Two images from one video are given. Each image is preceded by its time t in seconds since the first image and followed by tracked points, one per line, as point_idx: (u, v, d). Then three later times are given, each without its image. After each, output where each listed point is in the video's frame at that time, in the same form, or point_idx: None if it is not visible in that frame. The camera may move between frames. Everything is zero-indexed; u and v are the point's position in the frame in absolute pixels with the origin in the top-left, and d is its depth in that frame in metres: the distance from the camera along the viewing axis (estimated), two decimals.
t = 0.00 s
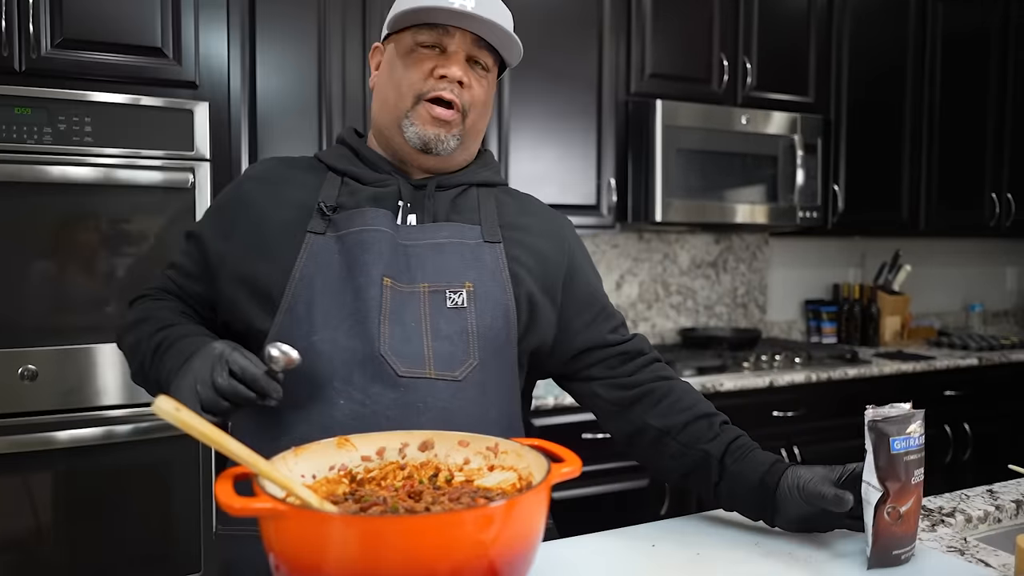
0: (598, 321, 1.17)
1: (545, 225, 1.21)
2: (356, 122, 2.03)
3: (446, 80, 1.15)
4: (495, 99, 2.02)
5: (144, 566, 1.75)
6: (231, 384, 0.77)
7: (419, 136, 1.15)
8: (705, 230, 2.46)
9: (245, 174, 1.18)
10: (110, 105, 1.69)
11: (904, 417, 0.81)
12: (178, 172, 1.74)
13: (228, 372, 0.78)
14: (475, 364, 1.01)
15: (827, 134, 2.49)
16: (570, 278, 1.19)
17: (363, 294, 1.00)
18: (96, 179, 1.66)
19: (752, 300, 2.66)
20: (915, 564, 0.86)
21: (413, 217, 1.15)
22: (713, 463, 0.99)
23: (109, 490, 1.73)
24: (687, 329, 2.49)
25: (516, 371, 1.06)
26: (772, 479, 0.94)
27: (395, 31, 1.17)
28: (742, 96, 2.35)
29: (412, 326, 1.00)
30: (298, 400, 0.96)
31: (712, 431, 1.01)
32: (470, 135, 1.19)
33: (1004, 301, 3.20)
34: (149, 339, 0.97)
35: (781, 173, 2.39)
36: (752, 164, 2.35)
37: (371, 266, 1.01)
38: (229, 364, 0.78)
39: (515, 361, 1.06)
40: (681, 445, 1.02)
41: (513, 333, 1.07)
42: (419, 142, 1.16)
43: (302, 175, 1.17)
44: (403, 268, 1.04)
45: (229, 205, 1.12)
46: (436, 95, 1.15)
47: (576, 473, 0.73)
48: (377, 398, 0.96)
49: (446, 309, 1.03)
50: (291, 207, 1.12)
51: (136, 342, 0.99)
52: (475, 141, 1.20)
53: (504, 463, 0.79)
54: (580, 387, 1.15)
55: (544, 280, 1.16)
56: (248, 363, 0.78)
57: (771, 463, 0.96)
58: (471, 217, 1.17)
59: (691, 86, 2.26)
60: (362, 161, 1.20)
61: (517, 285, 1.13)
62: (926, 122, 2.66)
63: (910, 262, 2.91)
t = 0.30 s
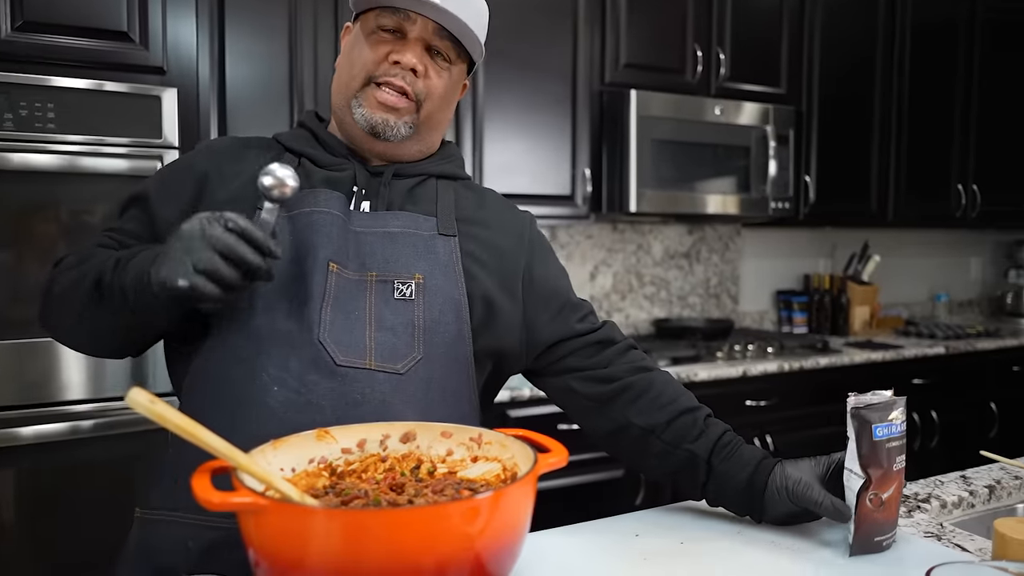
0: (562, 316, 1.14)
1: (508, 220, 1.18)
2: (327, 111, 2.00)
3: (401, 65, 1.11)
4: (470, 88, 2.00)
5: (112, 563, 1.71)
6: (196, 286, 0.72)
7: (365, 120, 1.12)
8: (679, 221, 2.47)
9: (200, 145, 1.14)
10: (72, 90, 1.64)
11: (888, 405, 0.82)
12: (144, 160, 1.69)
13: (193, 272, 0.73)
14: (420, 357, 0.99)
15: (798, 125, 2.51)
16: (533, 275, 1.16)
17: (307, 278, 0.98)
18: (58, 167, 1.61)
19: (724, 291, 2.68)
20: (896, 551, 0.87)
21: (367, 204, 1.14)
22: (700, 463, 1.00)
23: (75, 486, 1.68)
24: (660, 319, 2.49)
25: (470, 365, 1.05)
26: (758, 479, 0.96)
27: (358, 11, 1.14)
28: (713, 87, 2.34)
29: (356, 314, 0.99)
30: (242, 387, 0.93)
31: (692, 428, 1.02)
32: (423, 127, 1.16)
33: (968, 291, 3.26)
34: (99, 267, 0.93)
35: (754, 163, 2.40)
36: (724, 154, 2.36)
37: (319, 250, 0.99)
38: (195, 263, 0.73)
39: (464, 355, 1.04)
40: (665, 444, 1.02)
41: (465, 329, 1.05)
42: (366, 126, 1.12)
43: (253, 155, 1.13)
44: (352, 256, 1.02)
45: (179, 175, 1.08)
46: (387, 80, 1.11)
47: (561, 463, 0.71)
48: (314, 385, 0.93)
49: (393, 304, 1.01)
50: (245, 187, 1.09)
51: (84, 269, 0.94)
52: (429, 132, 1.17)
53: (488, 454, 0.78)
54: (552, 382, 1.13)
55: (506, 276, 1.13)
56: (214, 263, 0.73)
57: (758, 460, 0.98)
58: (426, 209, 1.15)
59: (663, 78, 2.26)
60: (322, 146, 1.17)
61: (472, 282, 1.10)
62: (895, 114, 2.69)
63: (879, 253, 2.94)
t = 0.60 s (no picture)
0: (553, 308, 1.19)
1: (503, 213, 1.22)
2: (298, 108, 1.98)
3: (420, 75, 1.10)
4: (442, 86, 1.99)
5: (80, 565, 1.69)
6: (233, 331, 0.75)
7: (385, 128, 1.12)
8: (652, 219, 2.48)
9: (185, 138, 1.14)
10: (38, 86, 1.61)
11: (856, 402, 0.82)
12: (111, 156, 1.67)
13: (228, 315, 0.76)
14: (433, 350, 1.05)
15: (771, 123, 2.52)
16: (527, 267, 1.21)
17: (319, 274, 1.02)
18: (22, 164, 1.58)
19: (698, 288, 2.69)
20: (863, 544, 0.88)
21: (368, 197, 1.15)
22: (681, 455, 1.01)
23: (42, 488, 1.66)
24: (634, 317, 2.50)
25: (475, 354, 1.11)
26: (738, 471, 0.95)
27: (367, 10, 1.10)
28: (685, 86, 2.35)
29: (369, 309, 1.03)
30: (266, 379, 0.98)
31: (677, 421, 1.02)
32: (436, 127, 1.17)
33: (937, 288, 3.30)
34: (101, 304, 0.92)
35: (726, 162, 2.41)
36: (697, 153, 2.37)
37: (327, 246, 1.03)
38: (229, 307, 0.76)
39: (472, 343, 1.10)
40: (648, 436, 1.03)
41: (472, 318, 1.11)
42: (385, 132, 1.12)
43: (247, 145, 1.14)
44: (358, 249, 1.06)
45: (170, 174, 1.08)
46: (406, 90, 1.11)
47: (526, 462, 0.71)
48: (334, 381, 0.98)
49: (403, 296, 1.06)
50: (241, 178, 1.10)
51: (85, 305, 0.93)
52: (439, 132, 1.18)
53: (454, 454, 0.77)
54: (542, 371, 1.17)
55: (503, 266, 1.18)
56: (250, 303, 0.76)
57: (738, 453, 0.98)
58: (427, 199, 1.18)
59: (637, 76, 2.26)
60: (315, 136, 1.18)
61: (476, 270, 1.15)
62: (865, 113, 2.71)
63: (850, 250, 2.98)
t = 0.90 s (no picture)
0: (577, 306, 1.21)
1: (532, 211, 1.22)
2: (286, 101, 1.97)
3: (462, 91, 1.07)
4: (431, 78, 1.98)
5: (61, 557, 1.67)
6: (264, 352, 0.81)
7: (428, 145, 1.10)
8: (643, 212, 2.47)
9: (211, 138, 1.12)
10: (24, 75, 1.59)
11: (812, 384, 0.84)
12: (97, 147, 1.65)
13: (262, 338, 0.81)
14: (472, 348, 1.07)
15: (761, 117, 2.52)
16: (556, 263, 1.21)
17: (359, 278, 1.03)
18: (7, 153, 1.56)
19: (690, 283, 2.69)
20: (848, 527, 0.88)
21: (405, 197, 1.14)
22: (671, 439, 1.03)
23: (28, 481, 1.64)
24: (626, 311, 2.50)
25: (509, 350, 1.13)
26: (719, 452, 0.96)
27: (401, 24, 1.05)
28: (677, 82, 2.35)
29: (410, 310, 1.04)
30: (311, 379, 1.00)
31: (671, 406, 1.05)
32: (472, 133, 1.15)
33: (928, 283, 3.30)
34: (140, 316, 0.94)
35: (717, 156, 2.41)
36: (688, 148, 2.37)
37: (366, 250, 1.04)
38: (262, 330, 0.81)
39: (507, 339, 1.12)
40: (646, 422, 1.07)
41: (507, 314, 1.13)
42: (427, 149, 1.11)
43: (276, 144, 1.13)
44: (396, 250, 1.07)
45: (204, 178, 1.09)
46: (450, 107, 1.08)
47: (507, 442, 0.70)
48: (380, 382, 1.01)
49: (442, 296, 1.07)
50: (274, 181, 1.09)
51: (122, 318, 0.96)
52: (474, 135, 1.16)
53: (435, 437, 0.76)
54: (562, 367, 1.21)
55: (534, 265, 1.18)
56: (281, 327, 0.82)
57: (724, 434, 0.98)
58: (461, 197, 1.18)
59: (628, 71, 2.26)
60: (345, 134, 1.15)
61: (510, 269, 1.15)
62: (856, 108, 2.72)
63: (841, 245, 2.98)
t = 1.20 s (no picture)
0: (611, 300, 1.19)
1: (562, 210, 1.20)
2: (283, 89, 1.96)
3: (501, 101, 1.03)
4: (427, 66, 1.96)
5: (55, 545, 1.67)
6: (290, 339, 0.80)
7: (464, 150, 1.08)
8: (642, 202, 2.46)
9: (250, 116, 1.11)
10: (21, 58, 1.57)
11: (810, 364, 0.84)
12: (93, 131, 1.64)
13: (286, 325, 0.81)
14: (491, 348, 1.05)
15: (761, 107, 2.51)
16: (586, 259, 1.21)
17: (384, 270, 1.02)
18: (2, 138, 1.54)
19: (689, 273, 2.68)
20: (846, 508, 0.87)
21: (434, 193, 1.12)
22: (704, 410, 1.05)
23: (26, 466, 1.64)
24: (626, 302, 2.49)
25: (532, 349, 1.12)
26: (744, 416, 0.97)
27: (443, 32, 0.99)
28: (677, 71, 2.34)
29: (432, 305, 1.04)
30: (323, 365, 1.00)
31: (703, 379, 1.07)
32: (510, 137, 1.12)
33: (928, 275, 3.30)
34: (164, 291, 0.93)
35: (717, 145, 2.40)
36: (688, 137, 2.36)
37: (393, 243, 1.03)
38: (287, 317, 0.81)
39: (529, 340, 1.11)
40: (680, 396, 1.09)
41: (532, 316, 1.10)
42: (463, 154, 1.09)
43: (314, 128, 1.11)
44: (423, 246, 1.06)
45: (227, 159, 1.08)
46: (488, 117, 1.04)
47: (504, 417, 0.69)
48: (398, 375, 1.00)
49: (466, 294, 1.06)
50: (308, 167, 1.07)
51: (147, 291, 0.95)
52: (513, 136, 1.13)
53: (432, 416, 0.75)
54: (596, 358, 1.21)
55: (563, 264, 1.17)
56: (307, 314, 0.81)
57: (752, 400, 0.99)
58: (492, 198, 1.16)
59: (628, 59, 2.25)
60: (380, 124, 1.13)
61: (536, 277, 1.13)
62: (856, 98, 2.70)
63: (841, 236, 2.97)
